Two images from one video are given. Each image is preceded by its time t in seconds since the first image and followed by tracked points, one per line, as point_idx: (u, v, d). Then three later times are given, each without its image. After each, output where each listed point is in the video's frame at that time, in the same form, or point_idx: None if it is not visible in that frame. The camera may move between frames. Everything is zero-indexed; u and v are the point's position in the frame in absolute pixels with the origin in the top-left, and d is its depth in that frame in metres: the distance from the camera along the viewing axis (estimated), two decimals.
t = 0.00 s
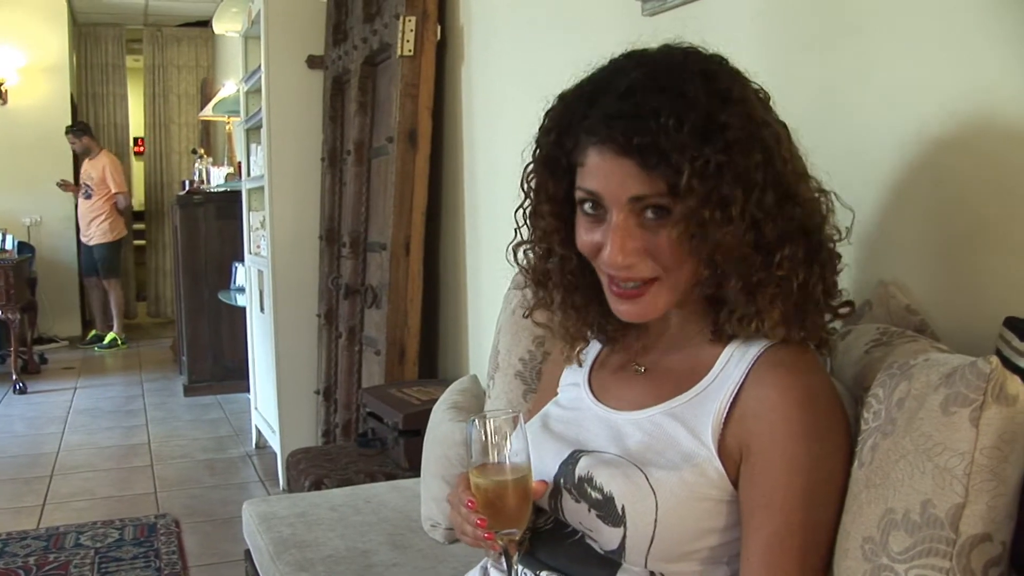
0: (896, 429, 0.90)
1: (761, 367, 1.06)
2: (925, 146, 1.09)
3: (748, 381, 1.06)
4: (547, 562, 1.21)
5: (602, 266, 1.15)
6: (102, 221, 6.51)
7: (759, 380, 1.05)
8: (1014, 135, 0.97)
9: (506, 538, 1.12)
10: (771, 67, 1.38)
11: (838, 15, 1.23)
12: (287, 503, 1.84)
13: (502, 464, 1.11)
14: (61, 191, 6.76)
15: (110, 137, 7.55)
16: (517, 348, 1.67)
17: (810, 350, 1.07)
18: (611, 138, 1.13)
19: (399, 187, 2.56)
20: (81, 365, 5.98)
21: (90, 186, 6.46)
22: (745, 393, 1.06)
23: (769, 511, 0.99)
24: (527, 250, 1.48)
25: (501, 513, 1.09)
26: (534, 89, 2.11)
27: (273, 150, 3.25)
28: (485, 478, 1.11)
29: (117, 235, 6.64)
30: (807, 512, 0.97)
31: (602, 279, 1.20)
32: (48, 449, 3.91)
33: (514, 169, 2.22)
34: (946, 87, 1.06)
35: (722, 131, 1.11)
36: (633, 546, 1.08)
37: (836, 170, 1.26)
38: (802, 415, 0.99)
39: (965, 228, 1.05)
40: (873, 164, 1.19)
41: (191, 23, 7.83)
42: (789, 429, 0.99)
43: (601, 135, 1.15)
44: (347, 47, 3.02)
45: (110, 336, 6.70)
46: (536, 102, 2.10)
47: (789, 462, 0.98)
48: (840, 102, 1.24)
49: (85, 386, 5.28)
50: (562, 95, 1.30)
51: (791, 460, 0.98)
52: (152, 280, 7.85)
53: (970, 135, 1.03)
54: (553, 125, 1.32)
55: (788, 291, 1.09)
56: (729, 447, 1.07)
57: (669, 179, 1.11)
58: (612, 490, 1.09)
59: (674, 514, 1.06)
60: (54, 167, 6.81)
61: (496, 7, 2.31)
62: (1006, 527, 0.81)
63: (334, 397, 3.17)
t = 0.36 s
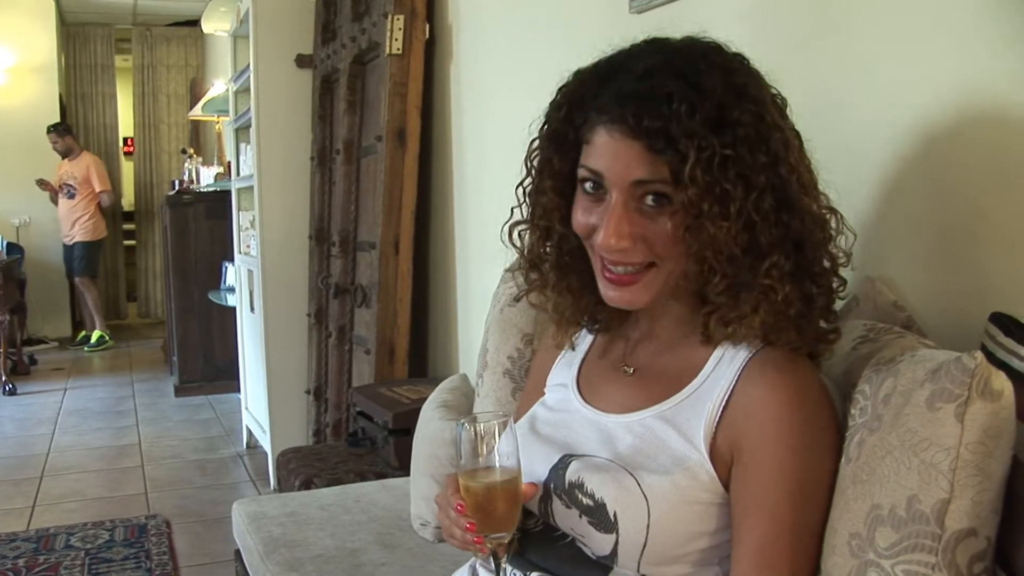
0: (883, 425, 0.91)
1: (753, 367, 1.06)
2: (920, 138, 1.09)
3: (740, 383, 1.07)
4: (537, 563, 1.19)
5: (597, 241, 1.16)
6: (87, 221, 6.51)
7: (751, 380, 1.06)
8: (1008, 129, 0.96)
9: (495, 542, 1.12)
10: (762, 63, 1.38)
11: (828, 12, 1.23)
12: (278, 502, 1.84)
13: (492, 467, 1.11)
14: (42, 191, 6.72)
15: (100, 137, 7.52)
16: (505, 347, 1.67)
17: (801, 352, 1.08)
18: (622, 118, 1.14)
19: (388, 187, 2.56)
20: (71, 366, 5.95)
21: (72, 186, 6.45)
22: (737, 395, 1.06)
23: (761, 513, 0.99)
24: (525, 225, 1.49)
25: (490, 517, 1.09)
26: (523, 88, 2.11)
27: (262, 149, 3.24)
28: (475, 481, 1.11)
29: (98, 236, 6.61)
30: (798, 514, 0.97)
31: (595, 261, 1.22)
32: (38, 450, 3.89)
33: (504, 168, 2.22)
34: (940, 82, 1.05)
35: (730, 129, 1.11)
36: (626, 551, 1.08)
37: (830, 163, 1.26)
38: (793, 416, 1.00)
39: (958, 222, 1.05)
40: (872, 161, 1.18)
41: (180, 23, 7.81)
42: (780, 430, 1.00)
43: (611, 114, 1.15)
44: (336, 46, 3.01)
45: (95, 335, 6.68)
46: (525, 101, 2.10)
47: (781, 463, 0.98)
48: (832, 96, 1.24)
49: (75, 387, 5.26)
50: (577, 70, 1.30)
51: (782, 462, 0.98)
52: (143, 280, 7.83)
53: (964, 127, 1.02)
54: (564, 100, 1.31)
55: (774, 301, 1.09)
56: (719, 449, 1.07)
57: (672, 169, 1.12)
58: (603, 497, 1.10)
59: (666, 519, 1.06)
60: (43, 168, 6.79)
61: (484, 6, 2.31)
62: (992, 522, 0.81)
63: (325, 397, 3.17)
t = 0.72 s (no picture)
0: (872, 425, 0.91)
1: (741, 364, 1.07)
2: (894, 129, 1.12)
3: (728, 382, 1.07)
4: (529, 564, 1.19)
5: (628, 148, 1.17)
6: (72, 223, 6.46)
7: (738, 377, 1.06)
8: (980, 128, 0.99)
9: (487, 540, 1.12)
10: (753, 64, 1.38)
11: (819, 13, 1.22)
12: (270, 506, 1.84)
13: (482, 467, 1.11)
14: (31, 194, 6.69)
15: (90, 140, 7.50)
16: (496, 348, 1.67)
17: (788, 350, 1.08)
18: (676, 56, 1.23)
19: (378, 189, 2.55)
20: (63, 370, 5.94)
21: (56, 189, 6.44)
22: (724, 394, 1.06)
23: (751, 511, 0.99)
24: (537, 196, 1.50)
25: (481, 516, 1.09)
26: (513, 89, 2.11)
27: (253, 151, 3.24)
28: (465, 481, 1.11)
29: (85, 238, 6.59)
30: (788, 511, 0.97)
31: (609, 183, 1.22)
32: (29, 454, 3.88)
33: (494, 169, 2.22)
34: (922, 82, 1.06)
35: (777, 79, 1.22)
36: (617, 552, 1.08)
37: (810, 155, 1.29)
38: (781, 412, 1.00)
39: (929, 213, 1.08)
40: (853, 154, 1.20)
41: (171, 25, 7.79)
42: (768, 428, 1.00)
43: (661, 57, 1.25)
44: (326, 48, 3.01)
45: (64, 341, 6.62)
46: (515, 102, 2.10)
47: (770, 460, 0.99)
48: (820, 94, 1.25)
49: (66, 391, 5.25)
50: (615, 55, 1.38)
51: (771, 459, 0.99)
52: (135, 283, 7.81)
53: (938, 122, 1.05)
54: (602, 77, 1.39)
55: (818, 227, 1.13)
56: (709, 447, 1.07)
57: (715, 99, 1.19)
58: (593, 497, 1.09)
59: (656, 519, 1.07)
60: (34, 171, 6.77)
61: (474, 7, 2.31)
62: (981, 521, 0.81)
63: (317, 399, 3.17)
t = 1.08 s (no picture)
0: (860, 419, 0.91)
1: (721, 347, 1.07)
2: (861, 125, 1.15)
3: (708, 365, 1.07)
4: (519, 560, 1.23)
5: (580, 164, 1.22)
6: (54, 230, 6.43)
7: (718, 360, 1.06)
8: (949, 126, 1.01)
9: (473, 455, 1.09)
10: (743, 62, 1.38)
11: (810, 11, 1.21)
12: (263, 509, 1.83)
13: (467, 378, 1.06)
14: (18, 200, 6.66)
15: (80, 145, 7.48)
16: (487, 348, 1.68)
17: (767, 335, 1.08)
18: (609, 62, 1.27)
19: (367, 190, 2.55)
20: (55, 375, 5.92)
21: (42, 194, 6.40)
22: (705, 377, 1.07)
23: (729, 492, 0.99)
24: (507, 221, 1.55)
25: (466, 428, 1.05)
26: (500, 89, 2.12)
27: (242, 155, 3.23)
28: (451, 393, 1.06)
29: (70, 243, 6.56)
30: (767, 493, 0.97)
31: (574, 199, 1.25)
32: (22, 461, 3.87)
33: (482, 169, 2.22)
34: (905, 79, 1.06)
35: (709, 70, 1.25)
36: (601, 539, 1.08)
37: (787, 150, 1.31)
38: (760, 393, 1.00)
39: (900, 208, 1.10)
40: (824, 148, 1.23)
41: (159, 28, 7.78)
42: (746, 409, 1.00)
43: (598, 66, 1.28)
44: (313, 50, 3.01)
45: (54, 347, 6.59)
46: (503, 103, 2.11)
47: (749, 440, 0.99)
48: (806, 90, 1.25)
49: (59, 397, 5.23)
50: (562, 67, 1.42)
51: (753, 439, 0.98)
52: (127, 288, 7.79)
53: (909, 118, 1.07)
54: (550, 94, 1.45)
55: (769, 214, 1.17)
56: (688, 430, 1.08)
57: (654, 95, 1.22)
58: (576, 483, 1.10)
59: (640, 503, 1.06)
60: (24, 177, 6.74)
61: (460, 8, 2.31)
62: (969, 514, 0.82)
63: (310, 401, 3.17)
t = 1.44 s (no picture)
0: (856, 423, 0.91)
1: (722, 346, 1.08)
2: (847, 130, 1.16)
3: (708, 361, 1.08)
4: (517, 565, 1.23)
5: (541, 203, 1.21)
6: (55, 229, 6.44)
7: (716, 357, 1.07)
8: (929, 132, 1.03)
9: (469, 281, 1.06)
10: (737, 66, 1.38)
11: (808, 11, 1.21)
12: (260, 512, 1.83)
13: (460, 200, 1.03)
14: (15, 202, 6.65)
15: (77, 148, 7.47)
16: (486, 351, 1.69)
17: (760, 330, 1.09)
18: (534, 92, 1.28)
19: (363, 193, 2.55)
20: (52, 378, 5.91)
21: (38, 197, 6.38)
22: (703, 374, 1.07)
23: (729, 490, 0.99)
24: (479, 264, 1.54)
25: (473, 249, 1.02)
26: (495, 93, 2.12)
27: (238, 158, 3.23)
28: (448, 219, 1.02)
29: (66, 246, 6.55)
30: (766, 490, 0.97)
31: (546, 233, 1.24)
32: (18, 464, 3.86)
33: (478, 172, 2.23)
34: (892, 84, 1.08)
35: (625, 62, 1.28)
36: (602, 540, 1.09)
37: (774, 154, 1.33)
38: (760, 392, 1.00)
39: (885, 215, 1.12)
40: (812, 151, 1.24)
41: (156, 31, 7.78)
42: (744, 406, 1.00)
43: (525, 100, 1.29)
44: (310, 53, 3.01)
45: (50, 351, 6.58)
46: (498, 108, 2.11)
47: (750, 436, 0.99)
48: (797, 93, 1.26)
49: (55, 400, 5.22)
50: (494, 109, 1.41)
51: (755, 435, 0.98)
52: (124, 291, 7.79)
53: (889, 125, 1.09)
54: (491, 142, 1.44)
55: (724, 190, 1.19)
56: (688, 428, 1.08)
57: (584, 112, 1.23)
58: (576, 484, 1.09)
59: (641, 504, 1.07)
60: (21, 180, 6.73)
61: (457, 11, 2.31)
62: (965, 517, 0.82)
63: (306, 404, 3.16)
